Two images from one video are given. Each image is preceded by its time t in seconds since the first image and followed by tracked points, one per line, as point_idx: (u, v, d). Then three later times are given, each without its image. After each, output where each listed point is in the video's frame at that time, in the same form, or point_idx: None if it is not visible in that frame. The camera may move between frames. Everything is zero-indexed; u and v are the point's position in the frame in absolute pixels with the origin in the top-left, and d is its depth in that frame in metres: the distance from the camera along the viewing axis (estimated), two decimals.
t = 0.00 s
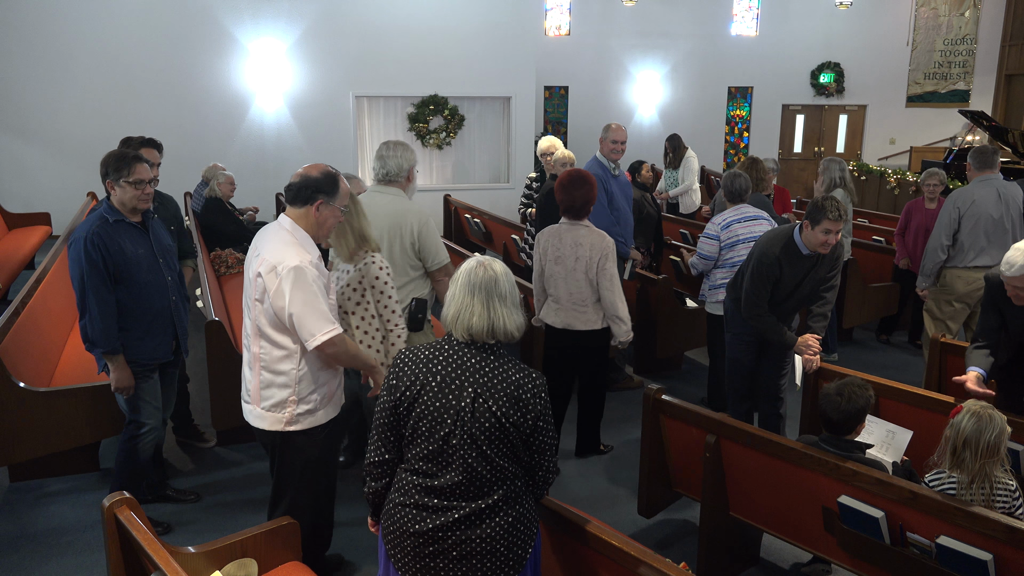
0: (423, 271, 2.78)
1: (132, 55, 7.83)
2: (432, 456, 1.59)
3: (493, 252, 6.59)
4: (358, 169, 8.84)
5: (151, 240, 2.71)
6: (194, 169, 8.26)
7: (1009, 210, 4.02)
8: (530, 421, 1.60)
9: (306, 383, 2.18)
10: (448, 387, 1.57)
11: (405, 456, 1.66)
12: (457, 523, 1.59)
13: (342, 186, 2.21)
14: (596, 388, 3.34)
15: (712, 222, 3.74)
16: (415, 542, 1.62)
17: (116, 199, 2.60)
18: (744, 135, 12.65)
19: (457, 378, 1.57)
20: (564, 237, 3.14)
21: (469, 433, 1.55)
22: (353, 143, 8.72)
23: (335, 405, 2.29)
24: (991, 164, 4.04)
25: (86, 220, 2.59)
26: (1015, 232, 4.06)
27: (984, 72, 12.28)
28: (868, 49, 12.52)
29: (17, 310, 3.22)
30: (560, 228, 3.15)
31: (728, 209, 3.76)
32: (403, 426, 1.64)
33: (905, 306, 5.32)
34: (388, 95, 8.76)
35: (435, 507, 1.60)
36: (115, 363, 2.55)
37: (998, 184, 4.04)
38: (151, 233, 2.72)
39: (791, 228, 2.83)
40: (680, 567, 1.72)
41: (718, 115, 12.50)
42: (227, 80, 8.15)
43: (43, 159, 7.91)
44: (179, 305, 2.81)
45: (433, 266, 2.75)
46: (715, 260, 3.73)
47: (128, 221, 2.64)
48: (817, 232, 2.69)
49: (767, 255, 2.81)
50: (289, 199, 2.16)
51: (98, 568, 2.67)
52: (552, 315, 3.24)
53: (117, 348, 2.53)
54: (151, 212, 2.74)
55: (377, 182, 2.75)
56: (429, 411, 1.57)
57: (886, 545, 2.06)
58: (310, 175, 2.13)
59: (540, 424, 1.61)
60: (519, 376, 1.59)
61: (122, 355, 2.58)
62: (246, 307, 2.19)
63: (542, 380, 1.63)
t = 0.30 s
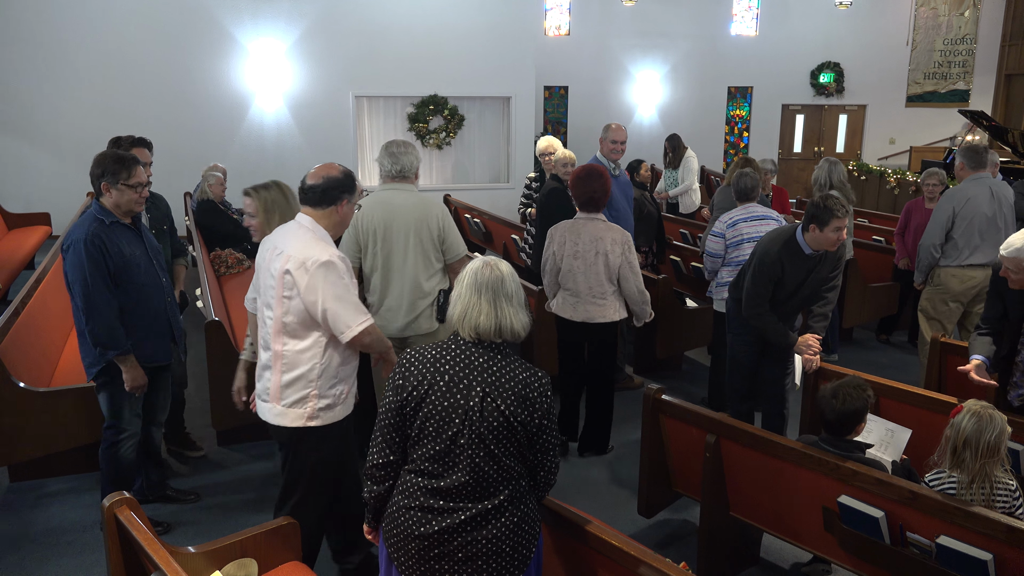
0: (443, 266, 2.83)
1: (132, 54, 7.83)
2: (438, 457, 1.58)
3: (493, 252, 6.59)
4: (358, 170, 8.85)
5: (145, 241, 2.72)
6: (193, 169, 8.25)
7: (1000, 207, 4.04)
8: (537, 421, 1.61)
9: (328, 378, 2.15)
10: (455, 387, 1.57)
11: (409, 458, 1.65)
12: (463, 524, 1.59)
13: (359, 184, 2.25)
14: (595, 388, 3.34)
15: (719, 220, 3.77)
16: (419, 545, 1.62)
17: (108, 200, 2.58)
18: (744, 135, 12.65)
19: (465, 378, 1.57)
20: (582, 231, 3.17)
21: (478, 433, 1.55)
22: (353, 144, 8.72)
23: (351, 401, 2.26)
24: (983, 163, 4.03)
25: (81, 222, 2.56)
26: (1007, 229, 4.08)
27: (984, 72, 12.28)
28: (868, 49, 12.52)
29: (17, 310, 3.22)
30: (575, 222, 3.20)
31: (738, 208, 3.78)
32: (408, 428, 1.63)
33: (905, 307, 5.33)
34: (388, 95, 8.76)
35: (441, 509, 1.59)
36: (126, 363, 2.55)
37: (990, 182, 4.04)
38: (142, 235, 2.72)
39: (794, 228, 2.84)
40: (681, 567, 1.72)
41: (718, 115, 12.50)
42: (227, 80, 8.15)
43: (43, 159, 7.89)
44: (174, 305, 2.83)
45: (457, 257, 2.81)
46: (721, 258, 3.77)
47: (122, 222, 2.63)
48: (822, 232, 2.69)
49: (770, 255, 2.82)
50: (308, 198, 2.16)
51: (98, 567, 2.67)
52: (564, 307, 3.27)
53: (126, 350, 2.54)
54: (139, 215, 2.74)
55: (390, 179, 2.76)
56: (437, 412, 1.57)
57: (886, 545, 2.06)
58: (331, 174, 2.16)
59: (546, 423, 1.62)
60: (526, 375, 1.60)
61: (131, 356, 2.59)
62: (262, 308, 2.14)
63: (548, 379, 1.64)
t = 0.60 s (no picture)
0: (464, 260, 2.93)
1: (133, 54, 7.83)
2: (444, 457, 1.58)
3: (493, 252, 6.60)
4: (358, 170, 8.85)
5: (141, 248, 2.75)
6: (193, 168, 8.24)
7: (987, 208, 4.03)
8: (541, 419, 1.62)
9: (376, 370, 2.17)
10: (462, 386, 1.56)
11: (414, 458, 1.64)
12: (468, 526, 1.59)
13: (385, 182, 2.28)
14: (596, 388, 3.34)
15: (729, 218, 3.78)
16: (423, 547, 1.62)
17: (108, 203, 2.60)
18: (744, 135, 12.65)
19: (472, 376, 1.57)
20: (588, 231, 3.19)
21: (485, 431, 1.56)
22: (352, 144, 8.72)
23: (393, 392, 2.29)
24: (970, 164, 4.05)
25: (83, 224, 2.55)
26: (994, 230, 4.07)
27: (984, 72, 12.26)
28: (869, 49, 12.52)
29: (17, 310, 3.22)
30: (580, 219, 3.21)
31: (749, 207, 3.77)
32: (413, 428, 1.62)
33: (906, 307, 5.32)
34: (388, 95, 8.76)
35: (445, 510, 1.59)
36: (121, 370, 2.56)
37: (976, 183, 4.05)
38: (138, 241, 2.75)
39: (804, 227, 2.84)
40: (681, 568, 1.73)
41: (718, 115, 12.50)
42: (227, 80, 8.15)
43: (43, 159, 7.89)
44: (165, 312, 2.87)
45: (477, 252, 2.91)
46: (729, 256, 3.78)
47: (121, 227, 2.64)
48: (830, 231, 2.68)
49: (777, 252, 2.82)
50: (336, 200, 2.17)
51: (98, 567, 2.67)
52: (566, 304, 3.27)
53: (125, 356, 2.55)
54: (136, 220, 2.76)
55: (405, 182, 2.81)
56: (443, 411, 1.56)
57: (886, 545, 2.06)
58: (361, 174, 2.17)
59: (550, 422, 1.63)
60: (532, 373, 1.61)
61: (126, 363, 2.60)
62: (306, 308, 2.12)
63: (552, 377, 1.66)
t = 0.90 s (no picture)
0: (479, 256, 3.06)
1: (133, 54, 7.83)
2: (445, 455, 1.57)
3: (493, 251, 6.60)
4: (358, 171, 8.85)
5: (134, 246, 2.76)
6: (193, 168, 8.24)
7: (975, 207, 4.01)
8: (541, 416, 1.63)
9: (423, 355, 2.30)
10: (463, 383, 1.56)
11: (414, 457, 1.64)
12: (470, 526, 1.59)
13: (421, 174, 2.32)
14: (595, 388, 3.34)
15: (730, 216, 3.87)
16: (425, 549, 1.61)
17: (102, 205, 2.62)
18: (744, 135, 12.66)
19: (473, 372, 1.57)
20: (572, 230, 3.20)
21: (486, 428, 1.56)
22: (353, 144, 8.72)
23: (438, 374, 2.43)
24: (960, 164, 4.04)
25: (76, 226, 2.55)
26: (984, 229, 4.03)
27: (984, 72, 12.27)
28: (868, 49, 12.52)
29: (17, 310, 3.23)
30: (562, 218, 3.22)
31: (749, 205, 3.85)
32: (413, 428, 1.62)
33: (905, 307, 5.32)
34: (388, 95, 8.77)
35: (448, 511, 1.59)
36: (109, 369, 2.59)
37: (963, 184, 4.03)
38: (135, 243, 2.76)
39: (815, 227, 2.84)
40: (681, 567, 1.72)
41: (718, 115, 12.50)
42: (227, 80, 8.15)
43: (42, 159, 7.88)
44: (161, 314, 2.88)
45: (492, 248, 3.05)
46: (729, 254, 3.85)
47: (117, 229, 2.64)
48: (841, 228, 2.68)
49: (787, 250, 2.81)
50: (377, 195, 2.24)
51: (98, 567, 2.67)
52: (552, 300, 3.27)
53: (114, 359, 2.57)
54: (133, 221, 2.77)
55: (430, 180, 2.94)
56: (444, 410, 1.56)
57: (886, 545, 2.06)
58: (401, 168, 2.22)
59: (550, 418, 1.64)
60: (532, 369, 1.62)
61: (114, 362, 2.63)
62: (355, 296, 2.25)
63: (550, 374, 1.67)
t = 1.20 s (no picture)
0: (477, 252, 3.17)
1: (132, 55, 7.82)
2: (444, 454, 1.57)
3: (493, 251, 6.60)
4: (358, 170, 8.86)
5: (135, 251, 2.55)
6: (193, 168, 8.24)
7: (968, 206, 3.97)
8: (539, 416, 1.64)
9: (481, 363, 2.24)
10: (463, 381, 1.57)
11: (412, 457, 1.63)
12: (469, 525, 1.59)
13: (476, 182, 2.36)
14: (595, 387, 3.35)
15: (719, 217, 3.95)
16: (425, 549, 1.61)
17: (98, 207, 2.43)
18: (744, 135, 12.66)
19: (472, 370, 1.57)
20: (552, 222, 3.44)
21: (486, 426, 1.56)
22: (353, 144, 8.73)
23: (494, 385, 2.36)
24: (956, 164, 4.04)
25: (69, 230, 2.41)
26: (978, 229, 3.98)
27: (984, 72, 12.28)
28: (869, 49, 12.52)
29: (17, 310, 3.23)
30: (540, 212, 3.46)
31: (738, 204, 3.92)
32: (412, 428, 1.62)
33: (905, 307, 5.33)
34: (388, 95, 8.78)
35: (447, 510, 1.58)
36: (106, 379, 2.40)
37: (953, 182, 4.00)
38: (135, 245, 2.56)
39: (819, 228, 2.84)
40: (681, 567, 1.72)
41: (718, 115, 12.50)
42: (227, 80, 8.15)
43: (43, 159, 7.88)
44: (164, 316, 2.70)
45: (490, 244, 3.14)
46: (720, 253, 3.93)
47: (112, 231, 2.47)
48: (844, 230, 2.68)
49: (791, 250, 2.82)
50: (434, 200, 2.28)
51: (97, 567, 2.66)
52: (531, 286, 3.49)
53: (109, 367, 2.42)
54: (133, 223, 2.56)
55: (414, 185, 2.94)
56: (444, 409, 1.56)
57: (886, 545, 2.06)
58: (455, 173, 2.27)
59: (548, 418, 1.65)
60: (530, 367, 1.63)
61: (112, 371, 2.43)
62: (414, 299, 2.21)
63: (548, 373, 1.68)
